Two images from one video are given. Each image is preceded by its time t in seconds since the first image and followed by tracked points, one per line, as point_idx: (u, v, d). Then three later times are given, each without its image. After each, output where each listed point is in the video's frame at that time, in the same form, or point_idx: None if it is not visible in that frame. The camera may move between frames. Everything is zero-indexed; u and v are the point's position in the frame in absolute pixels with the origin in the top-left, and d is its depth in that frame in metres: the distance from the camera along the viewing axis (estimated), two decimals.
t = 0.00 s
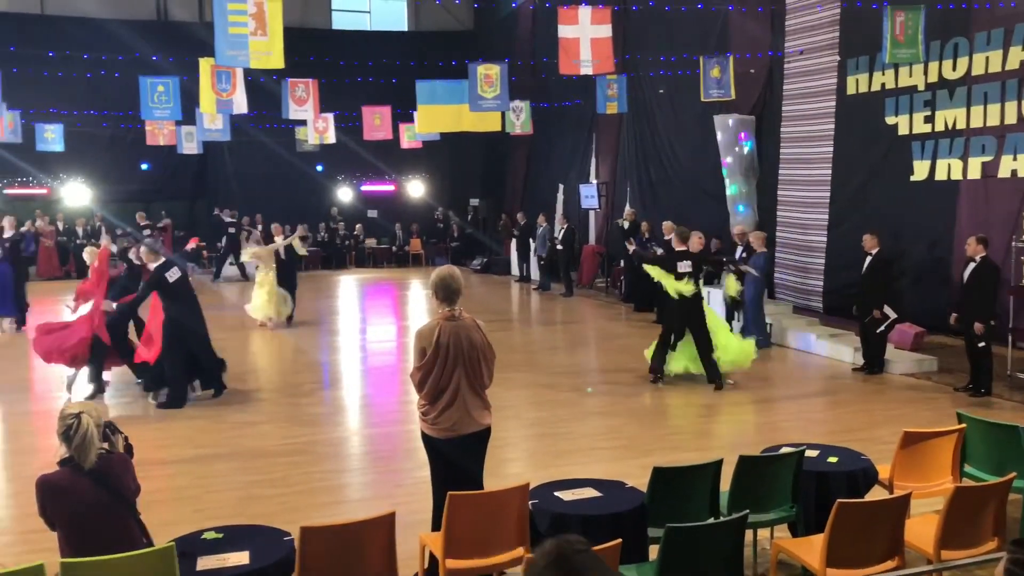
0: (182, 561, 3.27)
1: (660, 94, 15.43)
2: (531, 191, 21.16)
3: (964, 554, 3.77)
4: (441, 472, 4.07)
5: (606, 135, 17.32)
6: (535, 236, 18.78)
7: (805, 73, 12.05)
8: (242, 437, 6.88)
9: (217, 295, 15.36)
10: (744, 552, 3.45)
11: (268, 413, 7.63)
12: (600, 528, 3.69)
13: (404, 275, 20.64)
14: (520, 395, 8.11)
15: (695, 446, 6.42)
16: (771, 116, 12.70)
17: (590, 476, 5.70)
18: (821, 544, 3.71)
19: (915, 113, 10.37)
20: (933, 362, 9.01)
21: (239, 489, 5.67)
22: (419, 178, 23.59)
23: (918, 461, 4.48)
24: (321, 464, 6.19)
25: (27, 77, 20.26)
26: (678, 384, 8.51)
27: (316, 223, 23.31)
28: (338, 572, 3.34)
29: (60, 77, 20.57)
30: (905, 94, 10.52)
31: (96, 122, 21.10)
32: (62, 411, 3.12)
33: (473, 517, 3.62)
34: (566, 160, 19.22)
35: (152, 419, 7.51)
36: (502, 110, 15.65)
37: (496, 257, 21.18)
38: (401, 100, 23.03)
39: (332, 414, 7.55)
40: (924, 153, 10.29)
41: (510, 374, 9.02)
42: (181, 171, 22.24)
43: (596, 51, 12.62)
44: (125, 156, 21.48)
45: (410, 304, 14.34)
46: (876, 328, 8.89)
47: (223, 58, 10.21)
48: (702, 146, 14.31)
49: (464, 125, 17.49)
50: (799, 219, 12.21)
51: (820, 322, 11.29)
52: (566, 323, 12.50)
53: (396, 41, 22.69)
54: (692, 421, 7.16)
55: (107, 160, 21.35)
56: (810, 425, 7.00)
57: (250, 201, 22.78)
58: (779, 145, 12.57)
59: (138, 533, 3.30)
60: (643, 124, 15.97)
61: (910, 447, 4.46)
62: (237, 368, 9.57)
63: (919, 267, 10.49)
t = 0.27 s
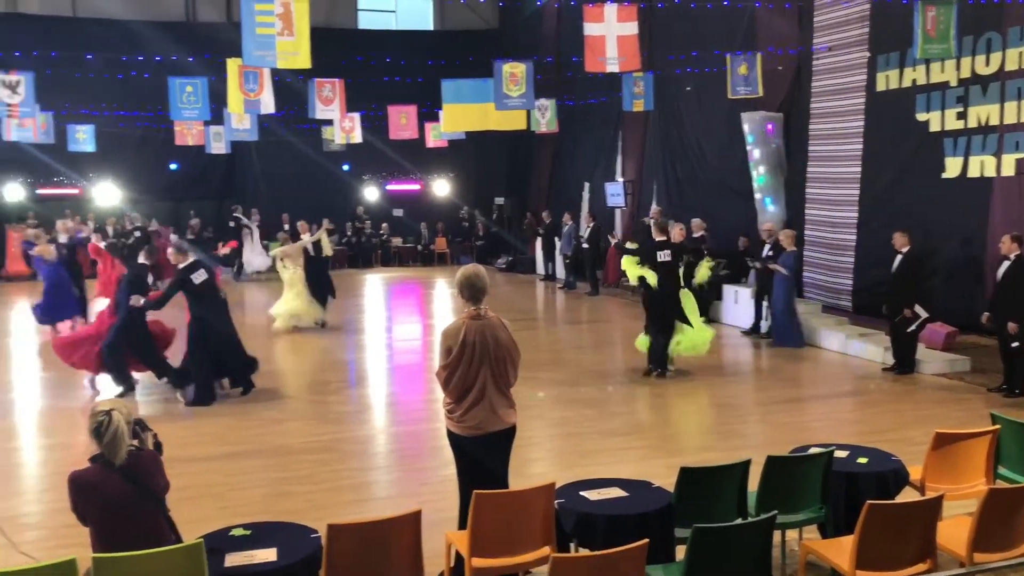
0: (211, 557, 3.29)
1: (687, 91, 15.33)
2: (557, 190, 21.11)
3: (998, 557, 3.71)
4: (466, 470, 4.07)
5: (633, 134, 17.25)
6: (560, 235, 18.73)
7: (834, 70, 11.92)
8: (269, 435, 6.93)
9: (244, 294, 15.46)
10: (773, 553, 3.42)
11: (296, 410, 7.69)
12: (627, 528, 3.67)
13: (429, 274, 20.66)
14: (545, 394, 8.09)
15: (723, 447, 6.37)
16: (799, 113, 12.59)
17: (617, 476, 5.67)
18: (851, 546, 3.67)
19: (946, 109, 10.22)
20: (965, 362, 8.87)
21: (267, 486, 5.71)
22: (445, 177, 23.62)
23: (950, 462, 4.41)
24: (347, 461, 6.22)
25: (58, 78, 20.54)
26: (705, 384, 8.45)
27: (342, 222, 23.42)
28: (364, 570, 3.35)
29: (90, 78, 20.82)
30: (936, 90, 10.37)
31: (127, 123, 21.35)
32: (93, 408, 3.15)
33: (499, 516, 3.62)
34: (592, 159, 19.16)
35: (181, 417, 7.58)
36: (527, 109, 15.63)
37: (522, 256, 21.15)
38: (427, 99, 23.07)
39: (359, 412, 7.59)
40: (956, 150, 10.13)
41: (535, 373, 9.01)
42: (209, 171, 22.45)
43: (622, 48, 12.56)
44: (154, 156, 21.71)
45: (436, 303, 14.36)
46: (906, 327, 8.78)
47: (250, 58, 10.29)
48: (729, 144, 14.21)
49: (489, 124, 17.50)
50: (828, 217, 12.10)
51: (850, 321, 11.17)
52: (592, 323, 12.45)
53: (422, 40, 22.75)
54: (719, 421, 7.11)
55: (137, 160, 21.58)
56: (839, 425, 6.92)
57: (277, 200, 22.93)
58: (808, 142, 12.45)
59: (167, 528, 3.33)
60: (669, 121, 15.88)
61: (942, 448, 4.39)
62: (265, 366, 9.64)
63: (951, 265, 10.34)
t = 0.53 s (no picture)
0: (250, 551, 3.32)
1: (725, 87, 15.19)
2: (593, 187, 21.04)
3: None
4: (502, 468, 4.07)
5: (669, 130, 17.13)
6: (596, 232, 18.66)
7: (876, 64, 11.72)
8: (307, 431, 6.99)
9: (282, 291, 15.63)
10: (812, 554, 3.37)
11: (332, 407, 7.74)
12: (663, 527, 3.64)
13: (464, 271, 20.70)
14: (581, 392, 8.07)
15: (761, 446, 6.30)
16: (840, 108, 12.41)
17: (653, 474, 5.63)
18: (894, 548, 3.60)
19: (992, 103, 9.98)
20: (1011, 362, 8.69)
21: (304, 481, 5.76)
22: (480, 174, 23.64)
23: (996, 465, 4.32)
24: (384, 457, 6.26)
25: (101, 79, 20.92)
26: (743, 383, 8.37)
27: (378, 220, 23.56)
28: (400, 566, 3.36)
29: (132, 78, 21.15)
30: (982, 83, 10.13)
31: (167, 122, 21.64)
32: (135, 405, 3.20)
33: (535, 514, 3.61)
34: (628, 155, 19.06)
35: (221, 412, 7.68)
36: (563, 106, 15.59)
37: (557, 253, 21.12)
38: (462, 97, 23.10)
39: (395, 409, 7.63)
40: (1002, 145, 9.89)
41: (571, 371, 8.99)
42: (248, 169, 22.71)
43: (659, 44, 12.47)
44: (194, 155, 22.01)
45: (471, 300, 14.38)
46: (949, 325, 8.60)
47: (288, 57, 10.38)
48: (767, 140, 14.05)
49: (524, 121, 17.48)
50: (869, 213, 11.91)
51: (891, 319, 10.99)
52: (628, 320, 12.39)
53: (458, 37, 22.80)
54: (758, 419, 7.03)
55: (178, 158, 21.90)
56: (880, 425, 6.81)
57: (314, 198, 23.13)
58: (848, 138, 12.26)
59: (208, 524, 3.36)
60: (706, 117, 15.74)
61: (988, 449, 4.30)
62: (302, 363, 9.73)
63: (997, 262, 10.11)
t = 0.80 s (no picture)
0: (295, 545, 3.36)
1: (771, 82, 15.00)
2: (636, 183, 20.93)
3: None
4: (544, 466, 4.06)
5: (714, 126, 16.98)
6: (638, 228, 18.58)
7: (927, 57, 11.46)
8: (351, 425, 7.07)
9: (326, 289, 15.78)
10: (858, 554, 3.31)
11: (375, 402, 7.81)
12: (707, 526, 3.60)
13: (505, 268, 20.74)
14: (623, 390, 8.03)
15: (807, 445, 6.22)
16: (889, 103, 12.19)
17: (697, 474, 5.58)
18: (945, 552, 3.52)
19: None
20: None
21: (348, 476, 5.82)
22: (523, 171, 23.64)
23: None
24: (427, 453, 6.29)
25: (151, 79, 21.34)
26: (789, 382, 8.25)
27: (421, 217, 23.70)
28: (442, 562, 3.37)
29: (181, 78, 21.53)
30: None
31: (215, 121, 21.97)
32: (183, 398, 3.26)
33: (576, 511, 3.60)
34: (672, 151, 18.92)
35: (266, 407, 7.78)
36: (606, 102, 15.52)
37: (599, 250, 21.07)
38: (504, 94, 23.12)
39: (437, 405, 7.67)
40: None
41: (615, 369, 8.95)
42: (293, 167, 22.95)
43: (703, 39, 12.35)
44: (241, 153, 22.32)
45: (513, 297, 14.38)
46: (1003, 325, 8.39)
47: (332, 56, 10.48)
48: (814, 135, 13.85)
49: (567, 118, 17.44)
50: (919, 210, 11.67)
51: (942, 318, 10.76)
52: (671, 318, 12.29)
53: (500, 34, 22.82)
54: (804, 419, 6.93)
55: (225, 156, 22.24)
56: (931, 426, 6.67)
57: (358, 195, 23.34)
58: (897, 133, 12.04)
59: (254, 517, 3.40)
60: (752, 112, 15.57)
61: None
62: (346, 359, 9.82)
63: None
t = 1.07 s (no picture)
0: (342, 539, 3.40)
1: (822, 76, 14.73)
2: (684, 180, 20.73)
3: None
4: (590, 464, 4.05)
5: (763, 121, 16.74)
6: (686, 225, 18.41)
7: (985, 49, 11.07)
8: (397, 421, 7.12)
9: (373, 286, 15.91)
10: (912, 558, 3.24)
11: (422, 399, 7.86)
12: (755, 528, 3.55)
13: (552, 265, 20.70)
14: (670, 388, 7.97)
15: (859, 446, 6.10)
16: (948, 95, 11.88)
17: (745, 474, 5.52)
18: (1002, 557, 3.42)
19: None
20: None
21: (394, 471, 5.86)
22: (569, 168, 23.58)
23: None
24: (473, 450, 6.31)
25: (204, 79, 21.73)
26: (841, 382, 8.10)
27: (467, 214, 23.78)
28: (488, 558, 3.38)
29: (232, 79, 21.88)
30: None
31: (265, 120, 22.28)
32: (235, 393, 3.31)
33: (623, 509, 3.58)
34: (721, 147, 18.69)
35: (315, 403, 7.87)
36: (654, 97, 15.39)
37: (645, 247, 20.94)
38: (551, 91, 23.07)
39: (483, 401, 7.69)
40: None
41: (661, 367, 8.88)
42: (341, 165, 23.14)
43: (753, 33, 12.17)
44: (291, 152, 22.60)
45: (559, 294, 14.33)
46: None
47: (380, 55, 10.55)
48: (867, 130, 13.57)
49: (613, 114, 17.33)
50: (978, 207, 11.29)
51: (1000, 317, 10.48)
52: (719, 316, 12.15)
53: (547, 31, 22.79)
54: (855, 419, 6.80)
55: (275, 155, 22.53)
56: (989, 427, 6.50)
57: (405, 193, 23.49)
58: (955, 127, 11.68)
59: (303, 511, 3.45)
60: (803, 107, 15.32)
61: None
62: (393, 355, 9.90)
63: None
